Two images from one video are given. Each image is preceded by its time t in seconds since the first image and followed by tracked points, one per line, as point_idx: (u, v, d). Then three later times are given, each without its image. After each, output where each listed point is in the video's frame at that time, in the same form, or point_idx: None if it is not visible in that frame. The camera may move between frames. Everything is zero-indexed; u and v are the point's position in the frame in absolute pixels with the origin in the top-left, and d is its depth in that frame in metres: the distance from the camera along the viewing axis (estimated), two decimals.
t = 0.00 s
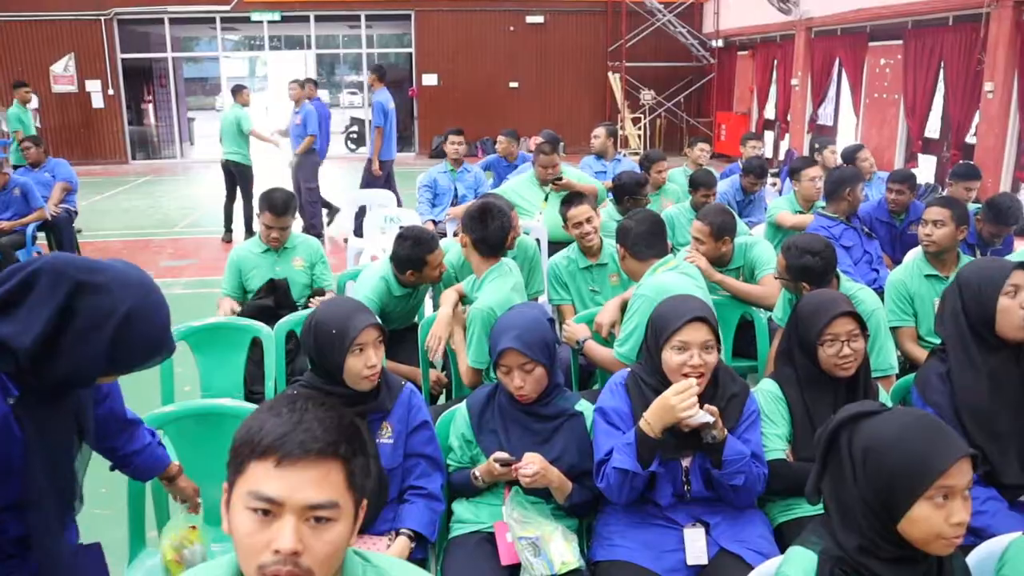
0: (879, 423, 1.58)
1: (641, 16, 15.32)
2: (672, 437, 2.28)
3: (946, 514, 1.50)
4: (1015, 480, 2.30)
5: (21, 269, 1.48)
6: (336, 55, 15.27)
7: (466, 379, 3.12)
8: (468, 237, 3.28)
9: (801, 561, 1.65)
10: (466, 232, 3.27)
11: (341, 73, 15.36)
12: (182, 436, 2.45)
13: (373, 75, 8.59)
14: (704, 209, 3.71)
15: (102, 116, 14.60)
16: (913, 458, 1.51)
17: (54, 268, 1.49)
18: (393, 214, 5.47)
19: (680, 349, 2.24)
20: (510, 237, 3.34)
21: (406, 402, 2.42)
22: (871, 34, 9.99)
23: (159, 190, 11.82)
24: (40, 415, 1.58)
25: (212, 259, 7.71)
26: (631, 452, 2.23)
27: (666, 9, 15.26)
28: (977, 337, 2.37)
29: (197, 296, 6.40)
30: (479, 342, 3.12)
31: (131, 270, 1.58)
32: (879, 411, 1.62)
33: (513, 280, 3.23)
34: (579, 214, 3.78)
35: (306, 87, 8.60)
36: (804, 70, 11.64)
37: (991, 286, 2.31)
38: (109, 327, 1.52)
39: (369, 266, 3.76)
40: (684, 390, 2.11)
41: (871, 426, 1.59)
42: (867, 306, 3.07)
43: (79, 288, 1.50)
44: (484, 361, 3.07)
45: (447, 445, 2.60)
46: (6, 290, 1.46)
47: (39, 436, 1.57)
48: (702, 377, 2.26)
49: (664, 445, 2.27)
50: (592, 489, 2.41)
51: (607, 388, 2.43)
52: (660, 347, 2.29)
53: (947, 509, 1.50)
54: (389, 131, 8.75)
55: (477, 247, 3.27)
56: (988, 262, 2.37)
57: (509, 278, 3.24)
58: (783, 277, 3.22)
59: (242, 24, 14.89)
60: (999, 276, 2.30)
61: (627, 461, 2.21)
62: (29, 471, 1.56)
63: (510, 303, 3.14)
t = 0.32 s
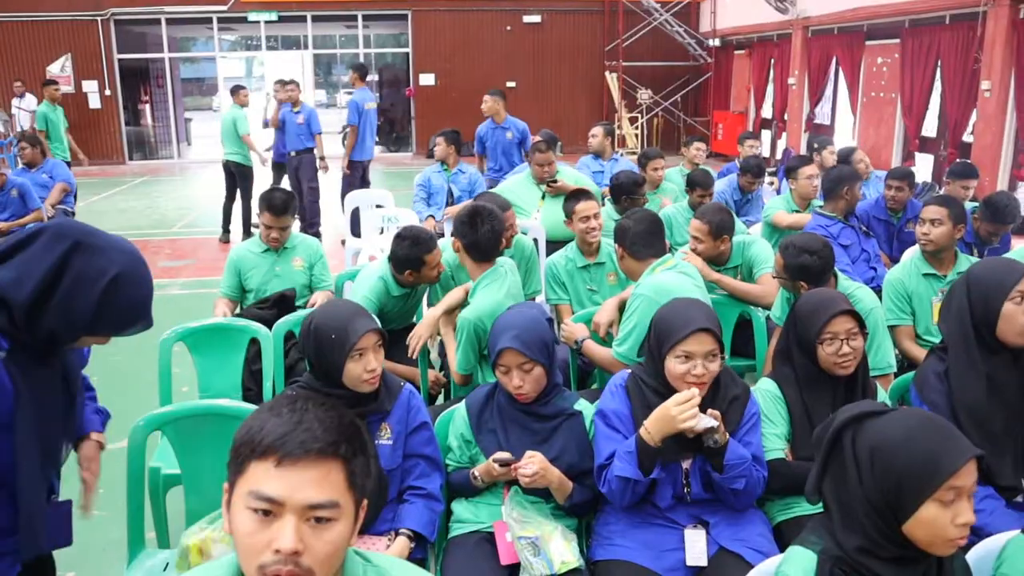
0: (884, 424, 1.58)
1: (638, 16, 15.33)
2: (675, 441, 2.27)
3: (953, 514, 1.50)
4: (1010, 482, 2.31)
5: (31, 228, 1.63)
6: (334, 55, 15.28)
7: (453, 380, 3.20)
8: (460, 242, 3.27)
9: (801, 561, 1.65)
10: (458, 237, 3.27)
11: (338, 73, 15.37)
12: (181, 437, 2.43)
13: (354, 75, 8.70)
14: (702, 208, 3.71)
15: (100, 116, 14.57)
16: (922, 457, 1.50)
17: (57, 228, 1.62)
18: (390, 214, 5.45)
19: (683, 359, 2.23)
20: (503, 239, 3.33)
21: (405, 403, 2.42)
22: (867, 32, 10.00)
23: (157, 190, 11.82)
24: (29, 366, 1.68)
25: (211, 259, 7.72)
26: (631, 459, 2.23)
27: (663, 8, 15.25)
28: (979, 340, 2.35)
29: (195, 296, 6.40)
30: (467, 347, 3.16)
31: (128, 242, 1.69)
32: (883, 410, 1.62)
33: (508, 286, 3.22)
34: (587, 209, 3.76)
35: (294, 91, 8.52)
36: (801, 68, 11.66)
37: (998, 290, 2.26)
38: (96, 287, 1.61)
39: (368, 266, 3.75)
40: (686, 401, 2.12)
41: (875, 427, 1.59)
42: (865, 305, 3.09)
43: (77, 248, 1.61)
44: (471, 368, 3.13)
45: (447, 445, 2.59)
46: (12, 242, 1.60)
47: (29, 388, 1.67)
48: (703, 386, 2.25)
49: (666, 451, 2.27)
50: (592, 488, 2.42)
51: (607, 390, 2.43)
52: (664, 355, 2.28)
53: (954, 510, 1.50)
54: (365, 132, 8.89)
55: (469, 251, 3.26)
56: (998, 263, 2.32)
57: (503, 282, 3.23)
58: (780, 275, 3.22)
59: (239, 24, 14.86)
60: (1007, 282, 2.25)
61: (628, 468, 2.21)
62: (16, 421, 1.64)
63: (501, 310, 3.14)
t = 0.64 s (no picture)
0: (886, 430, 1.58)
1: (633, 15, 15.35)
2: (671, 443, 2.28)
3: (959, 518, 1.51)
4: (1009, 481, 2.31)
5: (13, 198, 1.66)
6: (329, 55, 15.25)
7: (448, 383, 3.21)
8: (456, 250, 3.26)
9: (802, 563, 1.65)
10: (454, 245, 3.26)
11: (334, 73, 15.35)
12: (179, 439, 2.42)
13: (344, 74, 8.77)
14: (700, 206, 3.71)
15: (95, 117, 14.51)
16: (928, 462, 1.50)
17: (38, 198, 1.65)
18: (387, 214, 5.42)
19: (681, 369, 2.23)
20: (500, 244, 3.32)
21: (403, 403, 2.41)
22: (863, 31, 10.02)
23: (153, 192, 11.77)
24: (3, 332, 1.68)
25: (208, 260, 7.70)
26: (626, 467, 2.23)
27: (658, 7, 15.27)
28: (979, 341, 2.36)
29: (192, 297, 6.38)
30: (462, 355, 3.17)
31: (105, 217, 1.72)
32: (884, 416, 1.62)
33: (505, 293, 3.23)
34: (598, 206, 3.75)
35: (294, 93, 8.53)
36: (797, 67, 11.70)
37: (1002, 294, 2.26)
38: (70, 252, 1.63)
39: (365, 266, 3.74)
40: (681, 412, 2.13)
41: (877, 433, 1.59)
42: (862, 304, 3.10)
43: (53, 216, 1.64)
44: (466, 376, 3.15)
45: (445, 445, 2.59)
46: None
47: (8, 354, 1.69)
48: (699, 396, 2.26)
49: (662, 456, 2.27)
50: (591, 488, 2.41)
51: (605, 392, 2.43)
52: (661, 363, 2.28)
53: (960, 514, 1.51)
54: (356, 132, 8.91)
55: (467, 258, 3.26)
56: (1002, 265, 2.31)
57: (500, 290, 3.24)
58: (778, 274, 3.23)
59: (234, 24, 14.83)
60: (1012, 287, 2.25)
61: (623, 476, 2.22)
62: None
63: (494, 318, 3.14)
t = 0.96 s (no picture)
0: (890, 451, 1.48)
1: (619, 15, 15.39)
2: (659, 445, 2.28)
3: (968, 535, 1.45)
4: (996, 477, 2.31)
5: None
6: (315, 55, 15.19)
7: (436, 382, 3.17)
8: (453, 249, 3.26)
9: None
10: (451, 242, 3.25)
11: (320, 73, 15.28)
12: (166, 443, 2.39)
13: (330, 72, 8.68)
14: (688, 204, 3.73)
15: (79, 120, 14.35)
16: (940, 485, 1.42)
17: None
18: (375, 215, 5.41)
19: (668, 373, 2.23)
20: (494, 243, 3.32)
21: (392, 404, 2.41)
22: (847, 30, 10.08)
23: (138, 194, 11.69)
24: None
25: (194, 262, 7.65)
26: (614, 472, 2.24)
27: (644, 7, 15.31)
28: (968, 339, 2.37)
29: (179, 300, 6.33)
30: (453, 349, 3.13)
31: (32, 190, 1.81)
32: (883, 433, 1.52)
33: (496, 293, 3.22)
34: (593, 204, 3.77)
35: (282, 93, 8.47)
36: (782, 66, 11.76)
37: (992, 293, 2.28)
38: None
39: (352, 267, 3.73)
40: (667, 419, 2.14)
41: (880, 454, 1.48)
42: (849, 301, 3.12)
43: None
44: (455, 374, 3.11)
45: (434, 446, 2.58)
46: None
47: None
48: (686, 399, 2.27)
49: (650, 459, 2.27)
50: (580, 488, 2.41)
51: (593, 394, 2.44)
52: (650, 368, 2.28)
53: (968, 531, 1.45)
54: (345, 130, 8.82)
55: (462, 257, 3.25)
56: (995, 263, 2.33)
57: (492, 290, 3.24)
58: (766, 272, 3.24)
59: (219, 25, 14.74)
60: (1002, 287, 2.27)
61: (610, 481, 2.23)
62: None
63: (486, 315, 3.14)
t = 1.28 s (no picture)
0: (874, 464, 1.37)
1: (605, 15, 15.43)
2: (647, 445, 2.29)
3: (953, 547, 1.36)
4: (981, 473, 2.32)
5: None
6: (301, 56, 15.12)
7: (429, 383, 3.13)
8: (443, 243, 3.26)
9: None
10: (441, 238, 3.25)
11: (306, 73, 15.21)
12: (154, 446, 2.38)
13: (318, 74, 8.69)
14: (677, 204, 3.74)
15: (63, 121, 14.22)
16: (926, 499, 1.33)
17: None
18: (362, 215, 5.40)
19: (653, 373, 2.24)
20: (484, 240, 3.34)
21: (381, 405, 2.40)
22: (832, 29, 10.13)
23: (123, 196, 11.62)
24: None
25: (180, 264, 7.60)
26: (602, 472, 2.25)
27: (630, 7, 15.35)
28: (955, 336, 2.40)
29: (166, 302, 6.30)
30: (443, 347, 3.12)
31: None
32: (864, 444, 1.41)
33: (485, 288, 3.22)
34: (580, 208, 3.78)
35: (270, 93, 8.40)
36: (767, 65, 11.82)
37: (980, 290, 2.30)
38: None
39: (339, 267, 3.72)
40: (654, 418, 2.14)
41: (863, 468, 1.38)
42: (835, 299, 3.14)
43: None
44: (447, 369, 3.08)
45: (423, 446, 2.58)
46: None
47: None
48: (673, 400, 2.27)
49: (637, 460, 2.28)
50: (569, 488, 2.42)
51: (581, 394, 2.44)
52: (636, 367, 2.29)
53: (953, 542, 1.36)
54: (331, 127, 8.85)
55: (453, 252, 3.26)
56: (982, 261, 2.35)
57: (480, 285, 3.23)
58: (753, 271, 3.26)
59: (204, 25, 14.65)
60: (990, 285, 2.29)
61: (599, 480, 2.24)
62: None
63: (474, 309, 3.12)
